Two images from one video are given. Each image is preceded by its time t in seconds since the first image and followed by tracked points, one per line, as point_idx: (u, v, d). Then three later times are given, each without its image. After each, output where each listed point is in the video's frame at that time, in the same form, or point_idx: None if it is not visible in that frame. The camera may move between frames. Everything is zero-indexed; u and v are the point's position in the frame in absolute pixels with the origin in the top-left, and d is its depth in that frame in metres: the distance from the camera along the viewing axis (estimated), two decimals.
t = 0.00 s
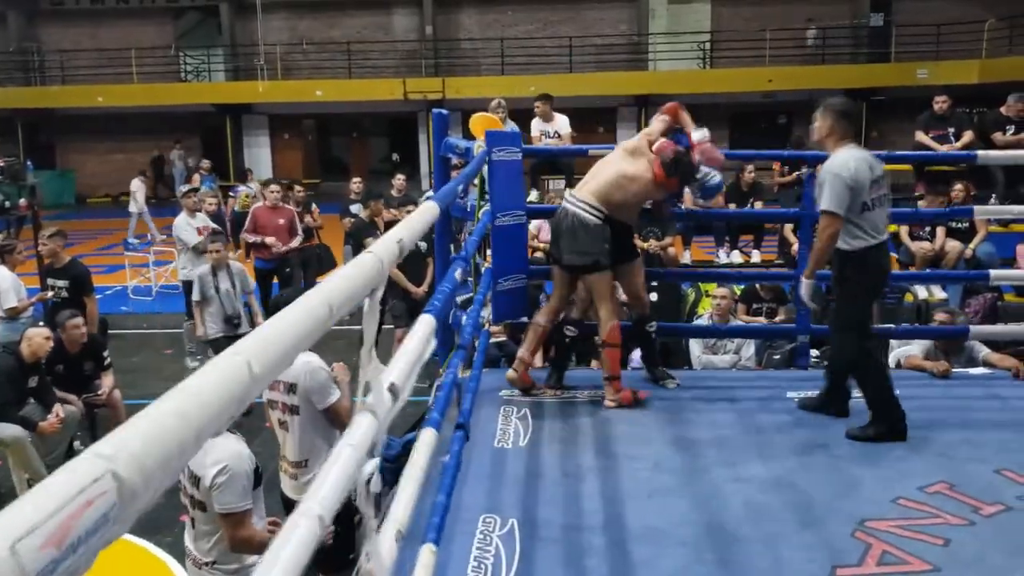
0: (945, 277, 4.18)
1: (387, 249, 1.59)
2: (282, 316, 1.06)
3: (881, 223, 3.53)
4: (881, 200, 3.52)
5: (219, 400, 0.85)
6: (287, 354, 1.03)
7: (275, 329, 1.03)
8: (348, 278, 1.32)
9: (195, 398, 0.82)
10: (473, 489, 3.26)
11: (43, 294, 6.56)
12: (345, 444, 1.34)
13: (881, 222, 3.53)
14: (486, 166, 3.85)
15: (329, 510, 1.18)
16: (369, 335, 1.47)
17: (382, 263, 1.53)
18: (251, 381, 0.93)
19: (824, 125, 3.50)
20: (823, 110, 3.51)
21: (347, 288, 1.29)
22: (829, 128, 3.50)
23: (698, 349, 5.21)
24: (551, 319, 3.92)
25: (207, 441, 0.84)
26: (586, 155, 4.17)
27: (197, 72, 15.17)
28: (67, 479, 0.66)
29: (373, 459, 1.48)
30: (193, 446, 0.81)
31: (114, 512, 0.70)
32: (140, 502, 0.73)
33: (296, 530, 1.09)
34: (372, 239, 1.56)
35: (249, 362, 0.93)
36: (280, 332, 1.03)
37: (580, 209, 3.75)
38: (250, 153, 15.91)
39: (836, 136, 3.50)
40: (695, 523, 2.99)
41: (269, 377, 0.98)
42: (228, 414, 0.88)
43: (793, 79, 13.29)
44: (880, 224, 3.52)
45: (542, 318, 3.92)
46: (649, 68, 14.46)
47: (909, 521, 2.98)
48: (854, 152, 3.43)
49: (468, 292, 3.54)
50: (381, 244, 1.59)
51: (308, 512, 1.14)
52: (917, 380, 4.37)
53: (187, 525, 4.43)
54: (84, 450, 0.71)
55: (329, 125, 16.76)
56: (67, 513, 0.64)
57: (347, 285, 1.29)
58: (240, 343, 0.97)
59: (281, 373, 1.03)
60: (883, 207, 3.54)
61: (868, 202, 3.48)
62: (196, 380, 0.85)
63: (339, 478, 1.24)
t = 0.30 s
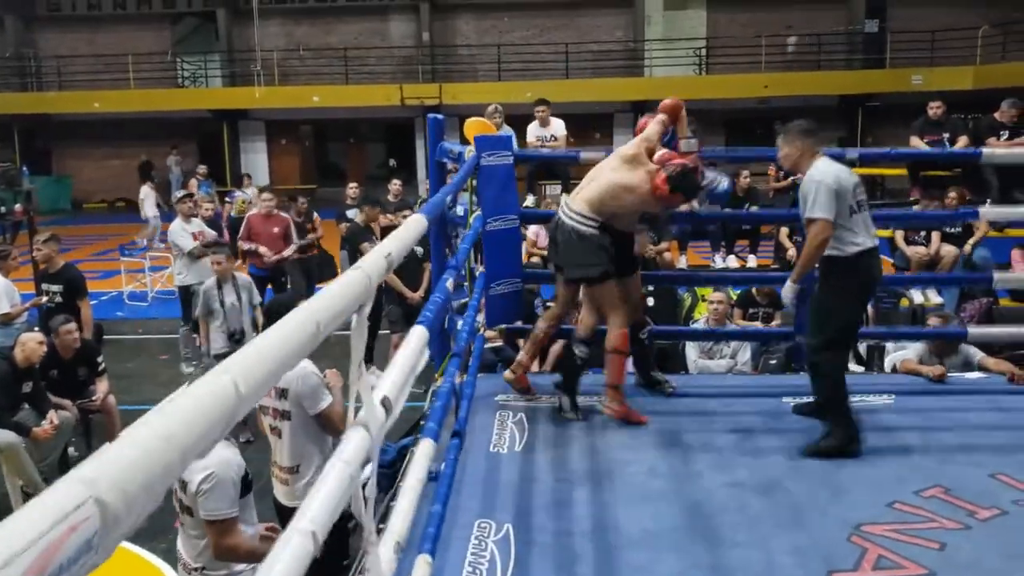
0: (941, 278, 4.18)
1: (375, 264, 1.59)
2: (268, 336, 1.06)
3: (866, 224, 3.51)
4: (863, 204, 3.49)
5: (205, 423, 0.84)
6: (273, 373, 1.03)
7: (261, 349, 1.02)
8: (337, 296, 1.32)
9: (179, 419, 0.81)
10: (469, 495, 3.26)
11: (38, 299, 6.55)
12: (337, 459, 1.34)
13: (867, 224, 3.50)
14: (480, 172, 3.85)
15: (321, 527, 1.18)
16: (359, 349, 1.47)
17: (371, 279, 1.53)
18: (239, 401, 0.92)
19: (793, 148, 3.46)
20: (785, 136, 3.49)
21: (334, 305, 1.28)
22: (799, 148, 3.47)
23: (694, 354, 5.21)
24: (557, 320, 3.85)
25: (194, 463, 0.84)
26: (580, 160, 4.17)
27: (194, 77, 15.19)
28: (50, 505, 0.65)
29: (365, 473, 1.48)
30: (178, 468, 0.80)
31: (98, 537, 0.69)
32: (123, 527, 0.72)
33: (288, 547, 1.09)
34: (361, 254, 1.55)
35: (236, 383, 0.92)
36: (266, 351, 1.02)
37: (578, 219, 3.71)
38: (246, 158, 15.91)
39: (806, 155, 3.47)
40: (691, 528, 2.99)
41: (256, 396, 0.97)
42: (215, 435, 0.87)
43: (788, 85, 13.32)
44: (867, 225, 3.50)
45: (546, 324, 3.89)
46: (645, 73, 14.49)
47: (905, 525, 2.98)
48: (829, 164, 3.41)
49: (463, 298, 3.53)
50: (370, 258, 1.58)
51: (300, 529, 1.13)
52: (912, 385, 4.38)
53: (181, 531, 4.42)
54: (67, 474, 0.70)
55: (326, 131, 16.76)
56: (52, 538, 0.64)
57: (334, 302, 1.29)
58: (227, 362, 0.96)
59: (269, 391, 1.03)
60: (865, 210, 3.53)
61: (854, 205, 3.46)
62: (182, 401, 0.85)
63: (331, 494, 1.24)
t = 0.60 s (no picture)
0: (939, 278, 4.18)
1: (370, 265, 1.59)
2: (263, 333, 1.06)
3: (867, 226, 3.45)
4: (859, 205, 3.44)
5: (200, 421, 0.84)
6: (268, 372, 1.02)
7: (257, 347, 1.03)
8: (332, 294, 1.32)
9: (174, 415, 0.81)
10: (467, 498, 3.26)
11: (33, 303, 6.54)
12: (335, 460, 1.34)
13: (867, 226, 3.45)
14: (476, 174, 3.85)
15: (318, 527, 1.17)
16: (355, 348, 1.46)
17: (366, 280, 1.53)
18: (234, 399, 0.92)
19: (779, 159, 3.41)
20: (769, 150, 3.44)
21: (329, 304, 1.28)
22: (787, 157, 3.41)
23: (691, 357, 5.17)
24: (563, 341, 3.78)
25: (189, 460, 0.83)
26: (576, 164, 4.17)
27: (190, 81, 15.22)
28: (44, 501, 0.65)
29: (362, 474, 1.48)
30: (174, 465, 0.80)
31: (93, 533, 0.69)
32: (119, 523, 0.72)
33: (283, 545, 1.09)
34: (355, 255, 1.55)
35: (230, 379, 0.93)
36: (260, 349, 1.02)
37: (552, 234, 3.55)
38: (242, 162, 15.89)
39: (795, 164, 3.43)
40: (688, 531, 2.99)
41: (252, 394, 0.97)
42: (210, 433, 0.87)
43: (785, 89, 13.34)
44: (867, 228, 3.45)
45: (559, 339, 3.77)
46: (641, 77, 14.51)
47: (902, 527, 2.98)
48: (818, 170, 3.37)
49: (460, 301, 3.54)
50: (365, 260, 1.58)
51: (295, 528, 1.13)
52: (909, 387, 4.38)
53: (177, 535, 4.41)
54: (59, 472, 0.70)
55: (323, 135, 16.75)
56: (46, 532, 0.63)
57: (328, 302, 1.28)
58: (221, 360, 0.96)
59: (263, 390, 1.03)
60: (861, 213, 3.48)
61: (850, 209, 3.41)
62: (177, 398, 0.85)
63: (327, 493, 1.24)
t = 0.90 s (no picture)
0: (938, 281, 4.17)
1: (374, 253, 1.57)
2: (268, 320, 1.05)
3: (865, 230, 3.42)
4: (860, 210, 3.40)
5: (203, 404, 0.83)
6: (272, 360, 1.01)
7: (261, 332, 1.01)
8: (336, 283, 1.31)
9: (177, 399, 0.80)
10: (465, 497, 3.24)
11: (30, 302, 6.52)
12: (337, 451, 1.33)
13: (865, 229, 3.42)
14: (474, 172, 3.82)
15: (321, 517, 1.16)
16: (359, 340, 1.45)
17: (369, 271, 1.51)
18: (238, 384, 0.91)
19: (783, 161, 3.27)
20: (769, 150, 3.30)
21: (334, 292, 1.27)
22: (790, 160, 3.27)
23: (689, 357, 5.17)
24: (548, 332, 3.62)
25: (192, 445, 0.82)
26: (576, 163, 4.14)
27: (188, 82, 15.23)
28: (47, 481, 0.64)
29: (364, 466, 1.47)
30: (176, 450, 0.78)
31: (94, 517, 0.67)
32: (121, 506, 0.70)
33: (286, 535, 1.07)
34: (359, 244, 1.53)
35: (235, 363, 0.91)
36: (264, 334, 1.01)
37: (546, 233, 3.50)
38: (239, 162, 15.89)
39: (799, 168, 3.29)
40: (689, 529, 2.98)
41: (256, 379, 0.96)
42: (213, 419, 0.86)
43: (782, 90, 13.34)
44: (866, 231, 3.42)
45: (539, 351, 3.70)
46: (639, 78, 14.52)
47: (903, 526, 2.97)
48: (826, 175, 3.25)
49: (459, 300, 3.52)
50: (369, 249, 1.57)
51: (298, 519, 1.12)
52: (909, 386, 4.38)
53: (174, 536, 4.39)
54: (60, 454, 0.69)
55: (320, 136, 16.75)
56: (46, 514, 0.62)
57: (333, 291, 1.27)
58: (224, 345, 0.95)
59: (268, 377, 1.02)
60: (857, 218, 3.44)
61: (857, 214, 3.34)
62: (180, 383, 0.83)
63: (330, 484, 1.23)
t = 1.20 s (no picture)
0: (938, 279, 4.13)
1: (368, 246, 1.54)
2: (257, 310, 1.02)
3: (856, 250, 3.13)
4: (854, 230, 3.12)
5: (186, 393, 0.80)
6: (261, 352, 0.98)
7: (249, 323, 0.98)
8: (329, 274, 1.28)
9: (159, 387, 0.77)
10: (462, 496, 3.21)
11: (25, 302, 6.48)
12: (330, 446, 1.30)
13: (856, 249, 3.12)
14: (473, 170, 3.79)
15: (312, 514, 1.13)
16: (351, 335, 1.42)
17: (363, 264, 1.48)
18: (224, 374, 0.88)
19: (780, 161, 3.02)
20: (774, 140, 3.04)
21: (327, 285, 1.25)
22: (789, 158, 3.04)
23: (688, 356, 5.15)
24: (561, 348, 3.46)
25: (175, 436, 0.79)
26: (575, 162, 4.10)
27: (185, 82, 15.19)
28: (17, 468, 0.61)
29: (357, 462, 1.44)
30: (158, 439, 0.76)
31: (68, 508, 0.64)
32: (97, 498, 0.67)
33: (276, 532, 1.04)
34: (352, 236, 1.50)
35: (220, 354, 0.89)
36: (253, 324, 0.98)
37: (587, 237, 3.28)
38: (236, 162, 15.85)
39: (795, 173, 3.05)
40: (688, 529, 2.95)
41: (243, 371, 0.93)
42: (197, 411, 0.83)
43: (780, 89, 13.33)
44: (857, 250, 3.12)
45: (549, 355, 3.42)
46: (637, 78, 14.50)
47: (904, 525, 2.95)
48: (822, 186, 2.99)
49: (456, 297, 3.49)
50: (362, 243, 1.54)
51: (289, 515, 1.09)
52: (909, 386, 4.35)
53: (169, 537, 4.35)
54: (33, 441, 0.66)
55: (317, 136, 16.72)
56: (17, 503, 0.59)
57: (326, 283, 1.24)
58: (210, 334, 0.92)
59: (255, 370, 0.99)
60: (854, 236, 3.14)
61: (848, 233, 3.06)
62: (162, 371, 0.80)
63: (322, 480, 1.20)
